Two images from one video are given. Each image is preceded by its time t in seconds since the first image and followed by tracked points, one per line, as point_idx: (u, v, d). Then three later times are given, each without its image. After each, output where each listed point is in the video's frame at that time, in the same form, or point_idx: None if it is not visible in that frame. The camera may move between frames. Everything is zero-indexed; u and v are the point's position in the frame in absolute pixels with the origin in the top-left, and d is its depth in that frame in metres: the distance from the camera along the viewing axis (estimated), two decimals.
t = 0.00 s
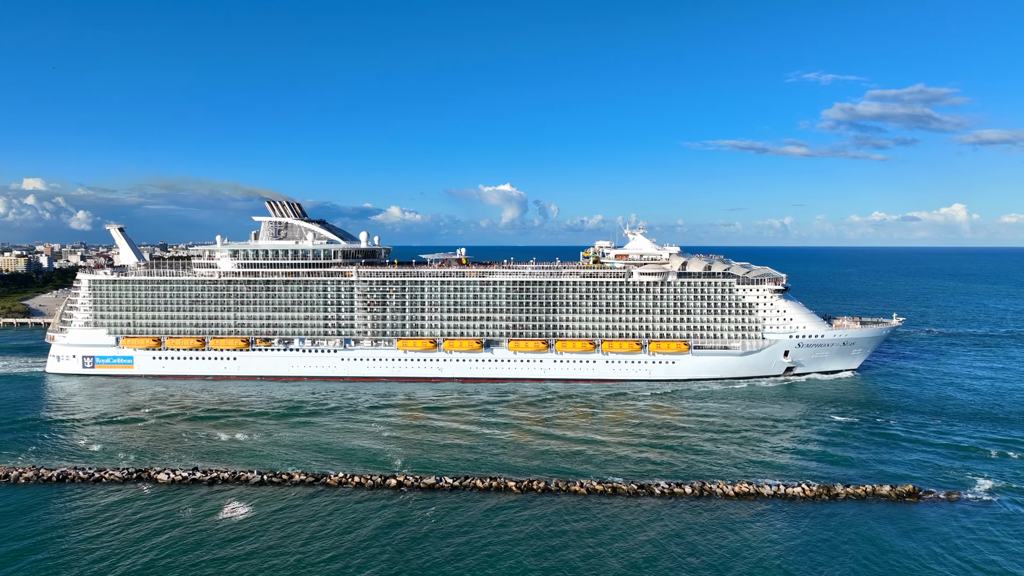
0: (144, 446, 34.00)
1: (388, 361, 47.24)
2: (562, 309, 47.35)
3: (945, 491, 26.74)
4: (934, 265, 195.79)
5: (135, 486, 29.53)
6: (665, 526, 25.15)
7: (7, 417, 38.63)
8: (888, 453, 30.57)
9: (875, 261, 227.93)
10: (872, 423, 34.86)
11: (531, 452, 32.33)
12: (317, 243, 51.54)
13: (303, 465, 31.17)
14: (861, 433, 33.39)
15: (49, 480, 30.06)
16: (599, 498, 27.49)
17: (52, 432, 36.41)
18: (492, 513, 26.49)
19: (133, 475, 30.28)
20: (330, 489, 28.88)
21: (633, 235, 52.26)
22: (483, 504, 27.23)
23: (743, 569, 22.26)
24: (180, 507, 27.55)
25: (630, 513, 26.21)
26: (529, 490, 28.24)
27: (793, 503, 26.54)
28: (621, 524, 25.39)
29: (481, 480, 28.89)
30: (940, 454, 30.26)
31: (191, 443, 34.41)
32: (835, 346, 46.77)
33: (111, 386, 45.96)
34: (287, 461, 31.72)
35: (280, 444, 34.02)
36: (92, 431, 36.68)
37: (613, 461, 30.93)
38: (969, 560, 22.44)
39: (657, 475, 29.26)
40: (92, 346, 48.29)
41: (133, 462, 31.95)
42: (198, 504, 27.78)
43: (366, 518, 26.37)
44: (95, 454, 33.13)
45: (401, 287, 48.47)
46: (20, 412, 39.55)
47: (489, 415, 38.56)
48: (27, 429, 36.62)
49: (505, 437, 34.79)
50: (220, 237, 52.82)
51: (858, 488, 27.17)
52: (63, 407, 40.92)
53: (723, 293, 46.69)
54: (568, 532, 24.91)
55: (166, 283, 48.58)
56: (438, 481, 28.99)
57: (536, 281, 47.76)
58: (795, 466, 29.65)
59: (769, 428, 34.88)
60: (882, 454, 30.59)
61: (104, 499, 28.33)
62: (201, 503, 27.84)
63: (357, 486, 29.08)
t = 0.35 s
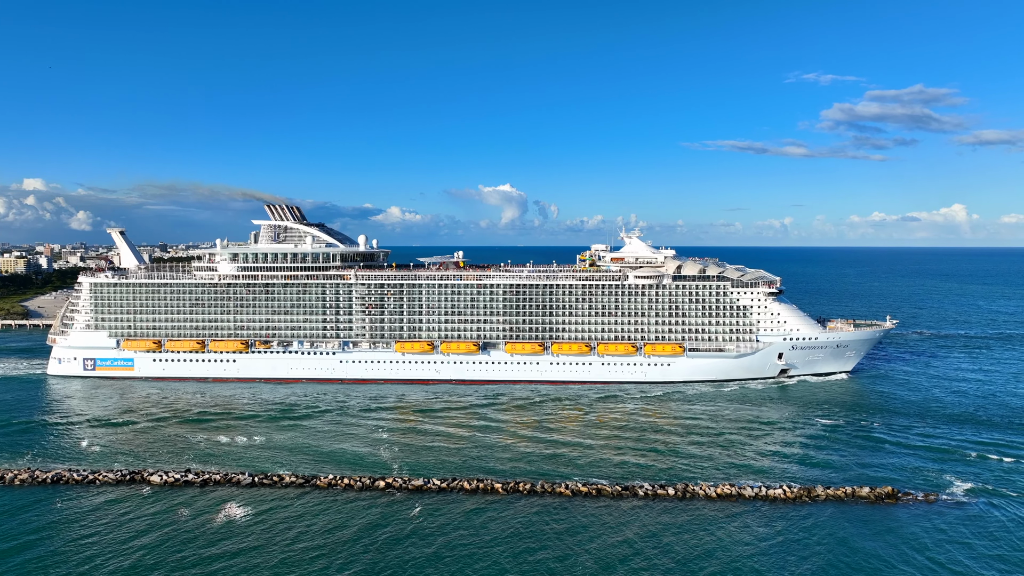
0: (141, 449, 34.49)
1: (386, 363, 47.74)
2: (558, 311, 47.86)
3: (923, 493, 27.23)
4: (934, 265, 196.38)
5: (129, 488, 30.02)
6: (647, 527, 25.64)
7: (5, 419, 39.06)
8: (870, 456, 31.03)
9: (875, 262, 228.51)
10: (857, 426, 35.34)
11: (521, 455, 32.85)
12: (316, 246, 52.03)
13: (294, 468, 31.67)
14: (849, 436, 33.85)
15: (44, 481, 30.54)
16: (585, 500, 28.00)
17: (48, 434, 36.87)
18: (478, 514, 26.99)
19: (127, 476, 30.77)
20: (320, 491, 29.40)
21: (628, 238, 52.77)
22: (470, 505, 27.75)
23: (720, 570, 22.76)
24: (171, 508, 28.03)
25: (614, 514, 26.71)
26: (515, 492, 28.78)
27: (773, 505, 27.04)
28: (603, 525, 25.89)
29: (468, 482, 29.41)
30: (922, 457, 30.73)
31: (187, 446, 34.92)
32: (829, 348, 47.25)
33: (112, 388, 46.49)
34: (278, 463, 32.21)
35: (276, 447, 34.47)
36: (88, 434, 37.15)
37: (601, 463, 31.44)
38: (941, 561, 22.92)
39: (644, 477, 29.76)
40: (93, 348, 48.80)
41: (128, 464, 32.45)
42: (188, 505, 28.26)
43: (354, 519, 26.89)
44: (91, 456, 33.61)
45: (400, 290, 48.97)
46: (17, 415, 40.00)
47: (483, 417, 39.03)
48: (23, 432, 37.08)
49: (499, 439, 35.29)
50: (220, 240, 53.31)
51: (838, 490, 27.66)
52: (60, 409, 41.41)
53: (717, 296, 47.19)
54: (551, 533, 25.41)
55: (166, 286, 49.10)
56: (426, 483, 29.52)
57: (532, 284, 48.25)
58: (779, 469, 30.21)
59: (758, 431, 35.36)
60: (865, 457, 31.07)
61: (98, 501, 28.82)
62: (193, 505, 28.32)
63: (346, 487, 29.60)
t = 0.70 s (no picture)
0: (138, 451, 34.91)
1: (384, 366, 48.03)
2: (554, 314, 48.33)
3: (902, 495, 27.67)
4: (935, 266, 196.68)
5: (122, 490, 30.42)
6: (629, 528, 26.05)
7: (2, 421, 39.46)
8: (854, 460, 31.47)
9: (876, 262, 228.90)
10: (842, 429, 35.77)
11: (512, 457, 33.28)
12: (315, 250, 52.50)
13: (286, 470, 32.10)
14: (837, 440, 34.24)
15: (39, 483, 30.94)
16: (571, 502, 28.44)
17: (43, 436, 37.24)
18: (465, 516, 27.41)
19: (120, 478, 31.18)
20: (310, 492, 29.81)
21: (624, 242, 53.26)
22: (458, 507, 28.18)
23: (700, 571, 23.17)
24: (163, 510, 28.44)
25: (599, 516, 27.13)
26: (502, 494, 29.20)
27: (755, 507, 27.49)
28: (587, 526, 26.31)
29: (456, 484, 29.85)
30: (904, 461, 31.15)
31: (184, 448, 35.35)
32: (823, 351, 47.67)
33: (111, 391, 46.91)
34: (270, 465, 32.63)
35: (271, 450, 34.88)
36: (83, 436, 37.52)
37: (590, 466, 31.87)
38: (917, 562, 23.31)
39: (631, 480, 30.19)
40: (93, 351, 49.22)
41: (122, 466, 32.87)
42: (180, 507, 28.68)
43: (342, 520, 27.30)
44: (88, 458, 34.01)
45: (398, 294, 49.41)
46: (14, 417, 40.39)
47: (478, 420, 39.46)
48: (19, 434, 37.48)
49: (492, 442, 35.73)
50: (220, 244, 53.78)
51: (819, 493, 28.12)
52: (57, 411, 41.81)
53: (712, 299, 47.65)
54: (536, 534, 25.83)
55: (166, 289, 49.55)
56: (415, 485, 29.97)
57: (529, 287, 48.70)
58: (765, 471, 30.65)
59: (748, 434, 35.77)
60: (851, 460, 31.48)
61: (91, 502, 29.23)
62: (184, 506, 28.75)
63: (336, 489, 30.02)
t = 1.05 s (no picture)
0: (134, 453, 35.41)
1: (382, 368, 48.54)
2: (550, 318, 48.84)
3: (882, 498, 28.19)
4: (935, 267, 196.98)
5: (116, 492, 30.90)
6: (612, 530, 26.52)
7: None
8: (837, 463, 31.97)
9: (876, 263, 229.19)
10: (829, 432, 36.26)
11: (503, 460, 33.78)
12: (313, 254, 53.00)
13: (278, 472, 32.59)
14: (824, 443, 34.71)
15: (34, 485, 31.41)
16: (557, 504, 28.92)
17: (38, 439, 37.70)
18: (452, 517, 27.91)
19: (114, 481, 31.67)
20: (300, 494, 30.29)
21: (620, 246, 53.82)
22: (446, 509, 28.68)
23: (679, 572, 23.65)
24: (155, 512, 28.91)
25: (584, 517, 27.62)
26: (489, 496, 29.68)
27: (737, 509, 27.99)
28: (571, 528, 26.80)
29: (444, 486, 30.34)
30: (886, 464, 31.67)
31: (180, 451, 35.85)
32: (816, 354, 48.17)
33: (111, 393, 47.41)
34: (261, 468, 33.12)
35: (266, 452, 35.37)
36: (79, 438, 37.97)
37: (579, 469, 32.36)
38: (891, 563, 23.78)
39: (617, 482, 30.67)
40: (94, 353, 49.73)
41: (117, 469, 33.31)
42: (172, 509, 29.15)
43: (330, 522, 27.78)
44: (84, 460, 34.51)
45: (396, 297, 49.90)
46: (11, 419, 40.85)
47: (473, 423, 39.99)
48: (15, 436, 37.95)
49: (485, 445, 36.23)
50: (219, 248, 54.26)
51: (801, 495, 28.64)
52: (55, 413, 42.27)
53: (707, 303, 48.16)
54: (520, 536, 26.31)
55: (166, 293, 50.04)
56: (404, 487, 30.48)
57: (525, 291, 49.21)
58: (750, 475, 31.13)
59: (738, 437, 36.24)
60: (835, 463, 31.96)
61: (85, 504, 29.71)
62: (176, 508, 29.22)
63: (326, 492, 30.50)
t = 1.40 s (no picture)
0: (131, 456, 35.90)
1: (381, 371, 49.08)
2: (547, 321, 49.36)
3: (863, 501, 28.68)
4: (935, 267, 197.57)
5: (111, 494, 31.42)
6: (596, 532, 27.03)
7: None
8: (822, 466, 32.46)
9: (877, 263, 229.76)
10: (816, 436, 36.73)
11: (494, 463, 34.26)
12: (313, 258, 53.48)
13: (270, 475, 33.10)
14: (811, 446, 35.20)
15: (30, 487, 31.91)
16: (545, 506, 29.41)
17: (35, 441, 38.18)
18: (440, 519, 28.42)
19: (109, 483, 32.18)
20: (292, 497, 30.78)
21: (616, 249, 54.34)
22: (435, 511, 29.18)
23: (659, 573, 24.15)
24: (148, 514, 29.42)
25: (569, 519, 28.12)
26: (478, 498, 30.18)
27: (720, 511, 28.48)
28: (556, 529, 27.30)
29: (433, 489, 30.85)
30: (870, 467, 32.16)
31: (177, 453, 36.35)
32: (811, 356, 48.65)
33: (112, 395, 47.92)
34: (254, 471, 33.61)
35: (262, 455, 35.87)
36: (75, 441, 38.47)
37: (568, 472, 32.86)
38: (867, 565, 24.28)
39: (604, 485, 31.18)
40: (94, 356, 50.24)
41: (113, 471, 33.81)
42: (164, 511, 29.66)
43: (320, 523, 28.30)
44: (81, 463, 35.02)
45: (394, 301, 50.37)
46: (9, 421, 41.37)
47: (468, 426, 40.51)
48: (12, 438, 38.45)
49: (479, 447, 36.75)
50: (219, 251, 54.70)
51: (783, 498, 29.14)
52: (53, 416, 42.78)
53: (702, 306, 48.63)
54: (506, 537, 26.80)
55: (166, 296, 50.52)
56: (394, 490, 30.97)
57: (522, 294, 49.68)
58: (736, 478, 31.60)
59: (727, 440, 36.73)
60: (821, 466, 32.45)
61: (80, 506, 30.21)
62: (169, 510, 29.72)
63: (317, 494, 31.00)
